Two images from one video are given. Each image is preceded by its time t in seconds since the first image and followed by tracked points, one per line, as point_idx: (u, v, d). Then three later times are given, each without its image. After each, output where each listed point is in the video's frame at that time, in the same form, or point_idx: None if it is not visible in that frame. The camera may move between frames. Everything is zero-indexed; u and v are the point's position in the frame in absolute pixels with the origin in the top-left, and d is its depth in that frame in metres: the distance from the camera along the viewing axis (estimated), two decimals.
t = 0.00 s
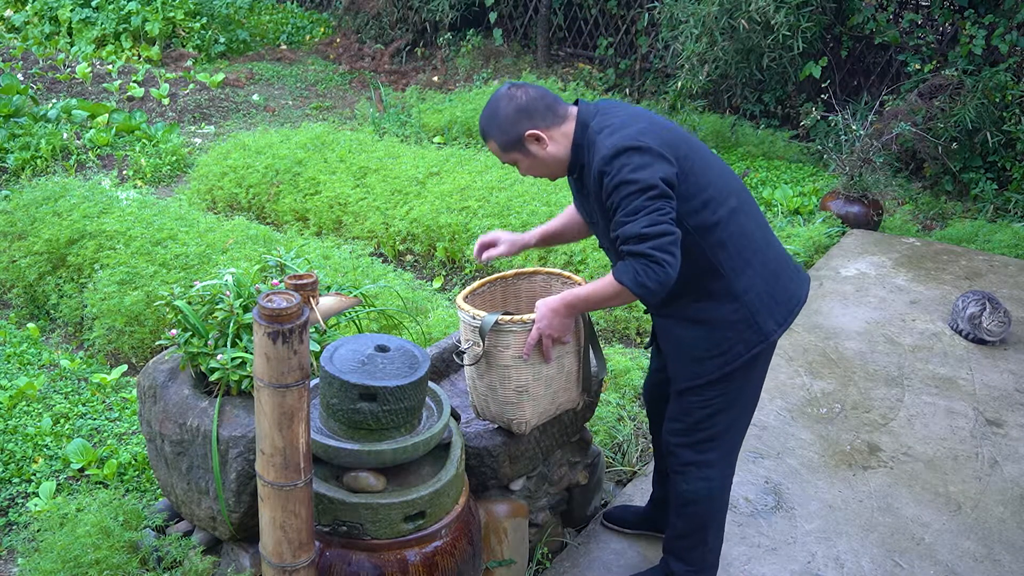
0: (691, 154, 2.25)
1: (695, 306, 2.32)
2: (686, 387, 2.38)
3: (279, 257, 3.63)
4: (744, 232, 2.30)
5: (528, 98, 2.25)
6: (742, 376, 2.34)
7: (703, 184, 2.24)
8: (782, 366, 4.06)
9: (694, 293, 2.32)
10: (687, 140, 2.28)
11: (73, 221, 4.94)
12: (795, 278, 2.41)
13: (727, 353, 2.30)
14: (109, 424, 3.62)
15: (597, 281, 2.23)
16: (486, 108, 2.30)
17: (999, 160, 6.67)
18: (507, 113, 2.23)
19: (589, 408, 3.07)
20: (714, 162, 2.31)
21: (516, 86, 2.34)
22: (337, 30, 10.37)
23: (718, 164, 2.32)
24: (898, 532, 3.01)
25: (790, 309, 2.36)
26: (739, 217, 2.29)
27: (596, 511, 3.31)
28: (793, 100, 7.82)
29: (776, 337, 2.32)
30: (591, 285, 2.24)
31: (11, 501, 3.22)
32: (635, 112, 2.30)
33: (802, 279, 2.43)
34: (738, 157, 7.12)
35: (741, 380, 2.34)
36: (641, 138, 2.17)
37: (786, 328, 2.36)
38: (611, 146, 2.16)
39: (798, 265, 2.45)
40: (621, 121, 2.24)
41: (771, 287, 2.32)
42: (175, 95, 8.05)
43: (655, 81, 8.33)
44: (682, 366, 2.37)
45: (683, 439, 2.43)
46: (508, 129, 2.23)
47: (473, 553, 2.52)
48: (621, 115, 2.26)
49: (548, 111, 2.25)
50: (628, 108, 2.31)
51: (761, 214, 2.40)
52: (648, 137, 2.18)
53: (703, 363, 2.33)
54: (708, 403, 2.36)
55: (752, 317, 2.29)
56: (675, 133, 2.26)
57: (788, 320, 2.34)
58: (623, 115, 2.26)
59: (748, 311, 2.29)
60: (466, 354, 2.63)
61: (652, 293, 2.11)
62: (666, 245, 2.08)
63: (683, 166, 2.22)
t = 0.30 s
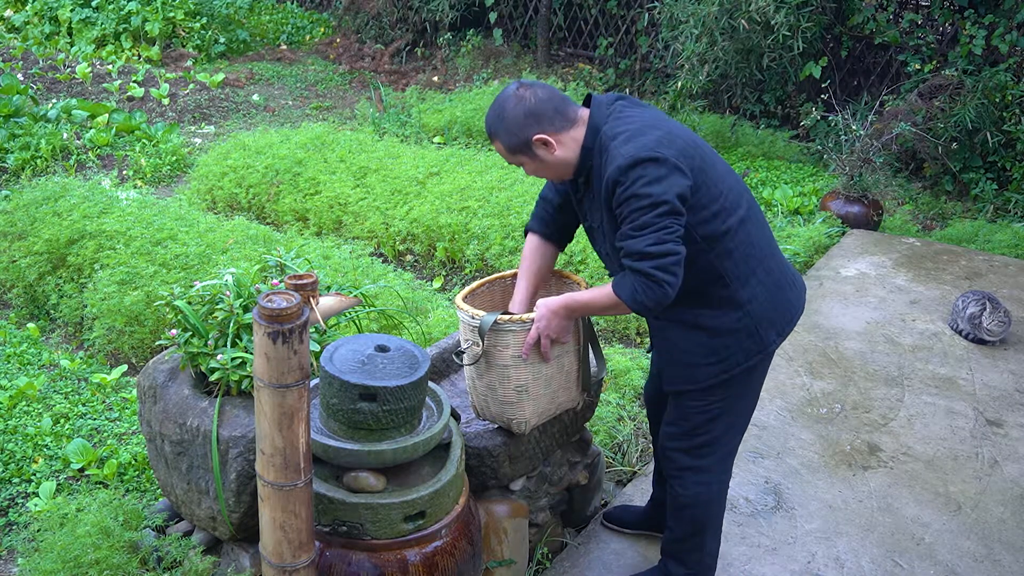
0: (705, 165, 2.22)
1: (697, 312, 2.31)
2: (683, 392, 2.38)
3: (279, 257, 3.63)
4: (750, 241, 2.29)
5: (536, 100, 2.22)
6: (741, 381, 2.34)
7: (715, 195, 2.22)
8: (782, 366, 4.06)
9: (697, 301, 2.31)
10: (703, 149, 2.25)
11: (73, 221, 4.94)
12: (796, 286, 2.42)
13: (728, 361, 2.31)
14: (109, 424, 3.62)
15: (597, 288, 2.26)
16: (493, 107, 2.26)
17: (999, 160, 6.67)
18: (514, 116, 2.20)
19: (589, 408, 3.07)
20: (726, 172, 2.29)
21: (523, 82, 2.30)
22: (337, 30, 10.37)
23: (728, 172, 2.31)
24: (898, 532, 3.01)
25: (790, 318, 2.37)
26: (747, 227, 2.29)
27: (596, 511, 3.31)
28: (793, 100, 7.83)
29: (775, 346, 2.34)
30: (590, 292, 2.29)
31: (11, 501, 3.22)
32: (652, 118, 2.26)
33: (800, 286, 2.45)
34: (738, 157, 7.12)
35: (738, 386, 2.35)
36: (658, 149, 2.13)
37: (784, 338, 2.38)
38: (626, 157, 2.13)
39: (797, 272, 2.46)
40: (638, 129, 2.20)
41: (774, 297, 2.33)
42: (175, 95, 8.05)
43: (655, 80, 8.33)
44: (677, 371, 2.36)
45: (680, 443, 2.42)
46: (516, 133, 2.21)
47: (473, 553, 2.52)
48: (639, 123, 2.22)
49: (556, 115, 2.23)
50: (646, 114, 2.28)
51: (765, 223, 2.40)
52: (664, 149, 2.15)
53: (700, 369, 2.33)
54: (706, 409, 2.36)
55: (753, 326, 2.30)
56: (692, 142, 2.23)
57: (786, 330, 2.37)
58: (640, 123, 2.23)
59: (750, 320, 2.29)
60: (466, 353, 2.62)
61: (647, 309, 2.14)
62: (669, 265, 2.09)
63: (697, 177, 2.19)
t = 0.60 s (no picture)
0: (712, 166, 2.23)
1: (706, 314, 2.31)
2: (687, 393, 2.38)
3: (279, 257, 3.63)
4: (758, 240, 2.30)
5: (537, 110, 2.20)
6: (750, 382, 2.34)
7: (722, 195, 2.23)
8: (782, 367, 4.06)
9: (706, 303, 2.30)
10: (709, 151, 2.26)
11: (73, 221, 4.94)
12: (804, 284, 2.43)
13: (739, 362, 2.31)
14: (109, 424, 3.62)
15: (599, 291, 2.27)
16: (496, 112, 2.25)
17: (999, 160, 6.67)
18: (513, 125, 2.19)
19: (589, 408, 3.07)
20: (731, 172, 2.30)
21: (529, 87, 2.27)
22: (337, 30, 10.37)
23: (733, 172, 2.32)
24: (898, 532, 3.01)
25: (800, 316, 2.38)
26: (754, 226, 2.30)
27: (596, 511, 3.31)
28: (793, 100, 7.83)
29: (787, 344, 2.34)
30: (592, 296, 2.29)
31: (11, 501, 3.22)
32: (659, 120, 2.26)
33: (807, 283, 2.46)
34: (738, 157, 7.11)
35: (748, 387, 2.35)
36: (667, 148, 2.13)
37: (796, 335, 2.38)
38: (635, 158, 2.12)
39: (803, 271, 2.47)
40: (645, 130, 2.20)
41: (783, 295, 2.34)
42: (175, 95, 8.05)
43: (655, 80, 8.33)
44: (687, 375, 2.36)
45: (685, 444, 2.42)
46: (515, 140, 2.20)
47: (473, 553, 2.52)
48: (646, 124, 2.22)
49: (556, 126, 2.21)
50: (652, 117, 2.28)
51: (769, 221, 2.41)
52: (673, 149, 2.15)
53: (713, 373, 2.32)
54: (713, 411, 2.36)
55: (764, 324, 2.30)
56: (698, 143, 2.23)
57: (798, 327, 2.37)
58: (648, 125, 2.22)
59: (761, 319, 2.30)
60: (467, 353, 2.62)
61: (650, 312, 2.14)
62: (674, 268, 2.09)
63: (704, 178, 2.20)
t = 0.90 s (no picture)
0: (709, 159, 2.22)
1: (696, 310, 2.31)
2: (684, 391, 2.38)
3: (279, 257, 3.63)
4: (752, 240, 2.29)
5: (541, 86, 2.20)
6: (741, 381, 2.34)
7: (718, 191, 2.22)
8: (782, 366, 4.06)
9: (697, 297, 2.30)
10: (707, 142, 2.24)
11: (73, 221, 4.94)
12: (797, 288, 2.42)
13: (727, 360, 2.31)
14: (109, 424, 3.62)
15: (598, 283, 2.26)
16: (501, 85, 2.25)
17: (999, 160, 6.68)
18: (517, 100, 2.19)
19: (589, 409, 3.07)
20: (730, 167, 2.28)
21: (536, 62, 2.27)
22: (337, 30, 10.37)
23: (733, 169, 2.31)
24: (898, 532, 3.00)
25: (790, 319, 2.37)
26: (749, 225, 2.29)
27: (596, 511, 3.31)
28: (793, 100, 7.83)
29: (775, 346, 2.34)
30: (591, 290, 2.29)
31: (11, 501, 3.22)
32: (659, 110, 2.25)
33: (802, 287, 2.44)
34: (738, 157, 7.11)
35: (740, 387, 2.35)
36: (662, 139, 2.12)
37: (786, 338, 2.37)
38: (630, 146, 2.12)
39: (800, 273, 2.46)
40: (643, 119, 2.19)
41: (774, 296, 2.33)
42: (175, 95, 8.05)
43: (655, 80, 8.33)
44: (679, 370, 2.37)
45: (685, 444, 2.42)
46: (517, 115, 2.21)
47: (473, 553, 2.52)
48: (645, 113, 2.22)
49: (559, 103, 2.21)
50: (653, 106, 2.27)
51: (768, 222, 2.39)
52: (669, 138, 2.14)
53: (701, 368, 2.33)
54: (708, 409, 2.36)
55: (753, 325, 2.30)
56: (697, 135, 2.22)
57: (786, 331, 2.36)
58: (647, 113, 2.22)
59: (750, 319, 2.29)
60: (467, 353, 2.62)
61: (650, 300, 2.14)
62: (671, 255, 2.09)
63: (701, 169, 2.19)
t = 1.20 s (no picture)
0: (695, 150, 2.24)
1: (686, 303, 2.32)
2: (679, 386, 2.38)
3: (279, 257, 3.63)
4: (740, 233, 2.29)
5: (535, 85, 2.23)
6: (733, 376, 2.33)
7: (703, 183, 2.24)
8: (782, 366, 4.06)
9: (687, 290, 2.31)
10: (694, 135, 2.27)
11: (73, 221, 4.94)
12: (791, 285, 2.40)
13: (715, 354, 2.30)
14: (109, 424, 3.62)
15: (592, 280, 2.23)
16: (497, 88, 2.29)
17: (999, 160, 6.68)
18: (512, 101, 2.23)
19: (589, 409, 3.07)
20: (718, 161, 2.30)
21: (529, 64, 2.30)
22: (337, 29, 10.38)
23: (721, 162, 2.32)
24: (898, 532, 3.01)
25: (782, 315, 2.35)
26: (737, 219, 2.29)
27: (596, 511, 3.30)
28: (793, 100, 7.84)
29: (766, 342, 2.32)
30: (589, 281, 2.24)
31: (11, 501, 3.22)
32: (645, 103, 2.28)
33: (797, 285, 2.42)
34: (738, 157, 7.11)
35: (732, 381, 2.34)
36: (645, 130, 2.16)
37: (778, 334, 2.36)
38: (613, 137, 2.16)
39: (796, 272, 2.44)
40: (628, 111, 2.22)
41: (764, 292, 2.32)
42: (175, 95, 8.05)
43: (655, 81, 8.33)
44: (670, 364, 2.37)
45: (681, 441, 2.42)
46: (513, 115, 2.24)
47: (473, 553, 2.52)
48: (630, 106, 2.25)
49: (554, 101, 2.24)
50: (639, 99, 2.30)
51: (761, 218, 2.40)
52: (653, 129, 2.17)
53: (691, 362, 2.33)
54: (702, 404, 2.36)
55: (741, 319, 2.29)
56: (683, 127, 2.25)
57: (778, 327, 2.34)
58: (633, 106, 2.25)
59: (738, 313, 2.28)
60: (466, 352, 2.62)
61: (648, 284, 2.12)
62: (663, 237, 2.09)
63: (686, 161, 2.21)
